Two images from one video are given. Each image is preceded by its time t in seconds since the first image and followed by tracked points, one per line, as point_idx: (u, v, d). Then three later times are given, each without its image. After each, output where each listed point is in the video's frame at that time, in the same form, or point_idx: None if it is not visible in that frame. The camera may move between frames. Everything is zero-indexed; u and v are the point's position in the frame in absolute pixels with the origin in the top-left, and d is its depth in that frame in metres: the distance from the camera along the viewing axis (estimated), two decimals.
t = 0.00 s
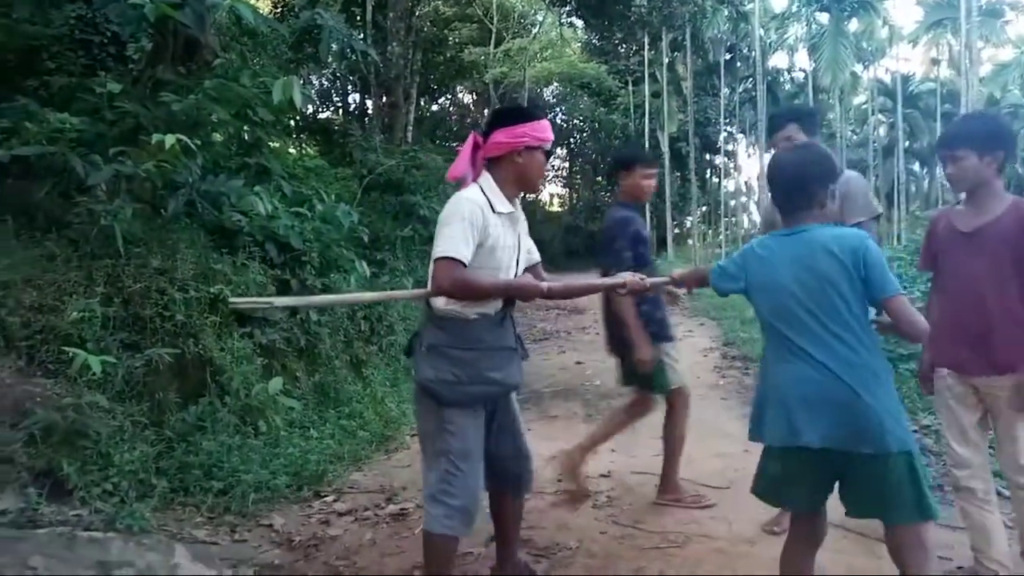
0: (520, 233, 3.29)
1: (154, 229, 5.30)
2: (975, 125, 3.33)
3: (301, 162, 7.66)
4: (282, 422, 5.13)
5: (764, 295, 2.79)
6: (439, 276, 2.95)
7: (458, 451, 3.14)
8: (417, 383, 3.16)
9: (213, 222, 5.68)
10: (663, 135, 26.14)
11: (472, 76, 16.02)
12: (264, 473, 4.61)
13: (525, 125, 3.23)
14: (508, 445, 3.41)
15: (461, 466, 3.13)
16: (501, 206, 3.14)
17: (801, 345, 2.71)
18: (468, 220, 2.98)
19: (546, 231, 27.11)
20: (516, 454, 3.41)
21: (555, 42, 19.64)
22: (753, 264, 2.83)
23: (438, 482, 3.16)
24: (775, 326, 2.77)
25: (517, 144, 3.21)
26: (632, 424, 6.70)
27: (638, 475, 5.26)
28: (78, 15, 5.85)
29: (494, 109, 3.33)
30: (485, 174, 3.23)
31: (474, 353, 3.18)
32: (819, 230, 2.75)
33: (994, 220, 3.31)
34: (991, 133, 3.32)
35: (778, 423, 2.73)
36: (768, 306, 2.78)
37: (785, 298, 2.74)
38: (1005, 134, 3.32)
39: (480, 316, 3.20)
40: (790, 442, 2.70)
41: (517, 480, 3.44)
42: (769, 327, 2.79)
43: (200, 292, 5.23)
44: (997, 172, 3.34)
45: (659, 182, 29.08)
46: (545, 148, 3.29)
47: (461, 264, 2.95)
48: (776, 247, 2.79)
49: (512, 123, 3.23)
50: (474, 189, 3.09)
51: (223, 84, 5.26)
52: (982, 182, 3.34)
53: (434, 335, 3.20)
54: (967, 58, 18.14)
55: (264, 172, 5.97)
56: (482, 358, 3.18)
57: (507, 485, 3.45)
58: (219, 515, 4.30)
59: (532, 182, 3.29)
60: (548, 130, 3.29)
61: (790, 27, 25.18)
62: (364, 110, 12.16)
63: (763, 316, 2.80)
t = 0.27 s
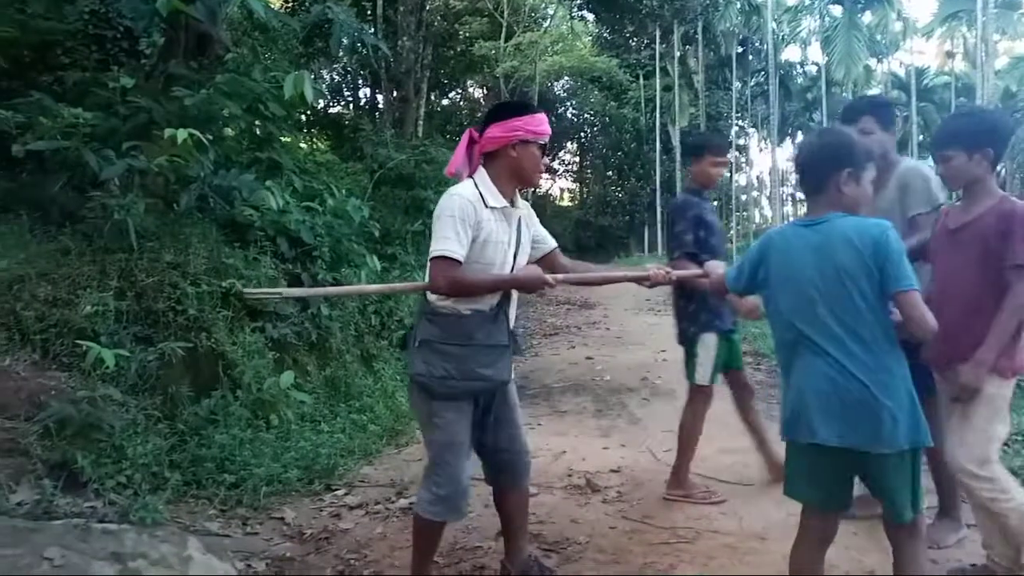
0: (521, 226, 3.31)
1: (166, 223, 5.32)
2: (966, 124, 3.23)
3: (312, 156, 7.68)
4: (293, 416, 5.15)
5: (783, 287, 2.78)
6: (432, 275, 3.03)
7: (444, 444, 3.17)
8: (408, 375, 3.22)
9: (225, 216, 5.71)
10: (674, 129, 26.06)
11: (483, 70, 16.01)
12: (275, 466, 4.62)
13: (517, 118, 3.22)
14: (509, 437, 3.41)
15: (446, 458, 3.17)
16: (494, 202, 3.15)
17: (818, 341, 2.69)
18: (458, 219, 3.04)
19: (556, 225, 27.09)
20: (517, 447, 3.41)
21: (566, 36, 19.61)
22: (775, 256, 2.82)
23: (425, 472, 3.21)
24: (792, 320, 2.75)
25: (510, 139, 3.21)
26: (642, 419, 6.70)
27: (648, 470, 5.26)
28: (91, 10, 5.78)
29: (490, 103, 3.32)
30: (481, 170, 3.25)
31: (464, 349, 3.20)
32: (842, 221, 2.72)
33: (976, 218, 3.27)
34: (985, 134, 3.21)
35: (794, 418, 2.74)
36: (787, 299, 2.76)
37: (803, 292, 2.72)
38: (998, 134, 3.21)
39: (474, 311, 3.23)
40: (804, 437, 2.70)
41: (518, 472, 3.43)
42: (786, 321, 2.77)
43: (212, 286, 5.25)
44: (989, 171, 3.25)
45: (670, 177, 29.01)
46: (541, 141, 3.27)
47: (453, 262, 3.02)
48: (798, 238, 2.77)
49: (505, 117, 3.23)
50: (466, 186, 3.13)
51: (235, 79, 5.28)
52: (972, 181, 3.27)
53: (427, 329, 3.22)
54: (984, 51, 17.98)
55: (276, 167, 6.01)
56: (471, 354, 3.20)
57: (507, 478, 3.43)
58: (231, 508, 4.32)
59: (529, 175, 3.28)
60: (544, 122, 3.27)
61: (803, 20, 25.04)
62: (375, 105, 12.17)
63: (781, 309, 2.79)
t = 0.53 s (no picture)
0: (525, 236, 3.30)
1: (185, 223, 5.37)
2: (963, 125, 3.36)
3: (329, 156, 7.72)
4: (309, 414, 5.19)
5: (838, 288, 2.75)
6: (425, 278, 3.07)
7: (447, 445, 3.19)
8: (408, 381, 3.26)
9: (242, 216, 5.75)
10: (690, 128, 25.97)
11: (498, 69, 16.03)
12: (292, 464, 4.66)
13: (522, 128, 3.23)
14: (527, 436, 3.41)
15: (451, 460, 3.18)
16: (495, 210, 3.16)
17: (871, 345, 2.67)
18: (453, 224, 3.07)
19: (571, 224, 27.07)
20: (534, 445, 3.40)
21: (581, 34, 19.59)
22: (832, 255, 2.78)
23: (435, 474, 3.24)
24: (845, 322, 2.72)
25: (513, 148, 3.23)
26: (657, 418, 6.70)
27: (664, 470, 5.26)
28: (111, 11, 5.87)
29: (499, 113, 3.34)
30: (485, 178, 3.27)
31: (460, 355, 3.20)
32: (901, 220, 2.67)
33: (971, 216, 3.32)
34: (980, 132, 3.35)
35: (841, 421, 2.74)
36: (840, 301, 2.74)
37: (859, 295, 2.69)
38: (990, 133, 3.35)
39: (471, 319, 3.23)
40: (848, 441, 2.71)
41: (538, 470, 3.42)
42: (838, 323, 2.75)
43: (230, 284, 5.30)
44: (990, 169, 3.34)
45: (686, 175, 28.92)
46: (546, 151, 3.27)
47: (446, 266, 3.05)
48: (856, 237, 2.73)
49: (510, 127, 3.25)
50: (467, 193, 3.16)
51: (252, 79, 5.33)
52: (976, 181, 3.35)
53: (426, 334, 3.26)
54: (1004, 47, 17.80)
55: (292, 166, 6.03)
56: (466, 360, 3.20)
57: (531, 473, 3.45)
58: (249, 504, 4.36)
59: (532, 186, 3.28)
60: (550, 133, 3.27)
61: (820, 17, 24.88)
62: (390, 104, 12.22)
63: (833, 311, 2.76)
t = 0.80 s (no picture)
0: (564, 241, 3.34)
1: (205, 221, 5.43)
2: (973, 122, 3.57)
3: (347, 154, 7.77)
4: (326, 411, 5.23)
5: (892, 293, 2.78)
6: (467, 280, 3.17)
7: (466, 433, 3.25)
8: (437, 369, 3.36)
9: (262, 215, 5.80)
10: (708, 126, 25.86)
11: (515, 67, 16.02)
12: (309, 461, 4.69)
13: (574, 140, 3.21)
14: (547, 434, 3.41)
15: (468, 447, 3.24)
16: (534, 216, 3.20)
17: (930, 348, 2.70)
18: (492, 228, 3.15)
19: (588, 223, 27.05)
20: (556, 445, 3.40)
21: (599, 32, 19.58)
22: (882, 260, 2.80)
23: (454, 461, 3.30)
24: (902, 327, 2.75)
25: (559, 158, 3.21)
26: (673, 418, 6.69)
27: (680, 470, 5.25)
28: (134, 13, 5.97)
29: (557, 117, 3.31)
30: (529, 182, 3.29)
31: (488, 349, 3.26)
32: (955, 218, 2.72)
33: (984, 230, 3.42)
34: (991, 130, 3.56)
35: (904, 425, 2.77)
36: (897, 305, 2.77)
37: (914, 299, 2.73)
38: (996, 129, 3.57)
39: (504, 316, 3.27)
40: (905, 443, 2.77)
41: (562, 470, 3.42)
42: (895, 328, 2.78)
43: (249, 282, 5.35)
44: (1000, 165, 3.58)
45: (704, 174, 28.79)
46: (593, 167, 3.23)
47: (485, 269, 3.14)
48: (908, 239, 2.75)
49: (564, 135, 3.22)
50: (511, 196, 3.21)
51: (272, 79, 5.37)
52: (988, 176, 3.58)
53: (460, 326, 3.34)
54: None
55: (311, 165, 6.06)
56: (494, 354, 3.25)
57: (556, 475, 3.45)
58: (266, 501, 4.40)
59: (575, 198, 3.27)
60: (603, 149, 3.23)
61: (840, 14, 24.68)
62: (408, 103, 12.24)
63: (889, 316, 2.79)
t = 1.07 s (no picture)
0: (565, 235, 3.35)
1: (196, 228, 5.41)
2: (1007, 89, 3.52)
3: (339, 161, 7.76)
4: (318, 419, 5.21)
5: (916, 299, 2.76)
6: (477, 278, 3.12)
7: (468, 434, 3.29)
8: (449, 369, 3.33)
9: (254, 221, 5.79)
10: (699, 133, 25.93)
11: (507, 74, 16.03)
12: (301, 468, 4.67)
13: (569, 134, 3.23)
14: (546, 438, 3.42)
15: (468, 447, 3.29)
16: (536, 210, 3.22)
17: (956, 347, 2.75)
18: (497, 223, 3.13)
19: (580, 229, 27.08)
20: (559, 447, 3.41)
21: (590, 39, 19.63)
22: (902, 266, 2.78)
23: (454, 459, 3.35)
24: (929, 331, 2.77)
25: (557, 153, 3.24)
26: (666, 424, 6.69)
27: (673, 476, 5.25)
28: (125, 19, 5.94)
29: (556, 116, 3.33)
30: (528, 179, 3.31)
31: (499, 351, 3.24)
32: (964, 222, 2.79)
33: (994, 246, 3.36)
34: None
35: (934, 427, 2.78)
36: (921, 311, 2.76)
37: (940, 302, 2.74)
38: None
39: (513, 313, 3.26)
40: (943, 448, 2.79)
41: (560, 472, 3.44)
42: (921, 332, 2.78)
43: (240, 289, 5.33)
44: None
45: (696, 180, 28.86)
46: (592, 160, 3.25)
47: (495, 265, 3.11)
48: (926, 244, 2.77)
49: (561, 131, 3.25)
50: (510, 193, 3.23)
51: (264, 86, 5.36)
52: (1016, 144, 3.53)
53: (472, 327, 3.30)
54: (1017, 50, 17.71)
55: (303, 172, 6.04)
56: (510, 353, 3.23)
57: (555, 478, 3.46)
58: (257, 509, 4.38)
59: (575, 191, 3.28)
60: (599, 143, 3.25)
61: (830, 21, 24.80)
62: (400, 110, 12.23)
63: (913, 322, 2.78)
